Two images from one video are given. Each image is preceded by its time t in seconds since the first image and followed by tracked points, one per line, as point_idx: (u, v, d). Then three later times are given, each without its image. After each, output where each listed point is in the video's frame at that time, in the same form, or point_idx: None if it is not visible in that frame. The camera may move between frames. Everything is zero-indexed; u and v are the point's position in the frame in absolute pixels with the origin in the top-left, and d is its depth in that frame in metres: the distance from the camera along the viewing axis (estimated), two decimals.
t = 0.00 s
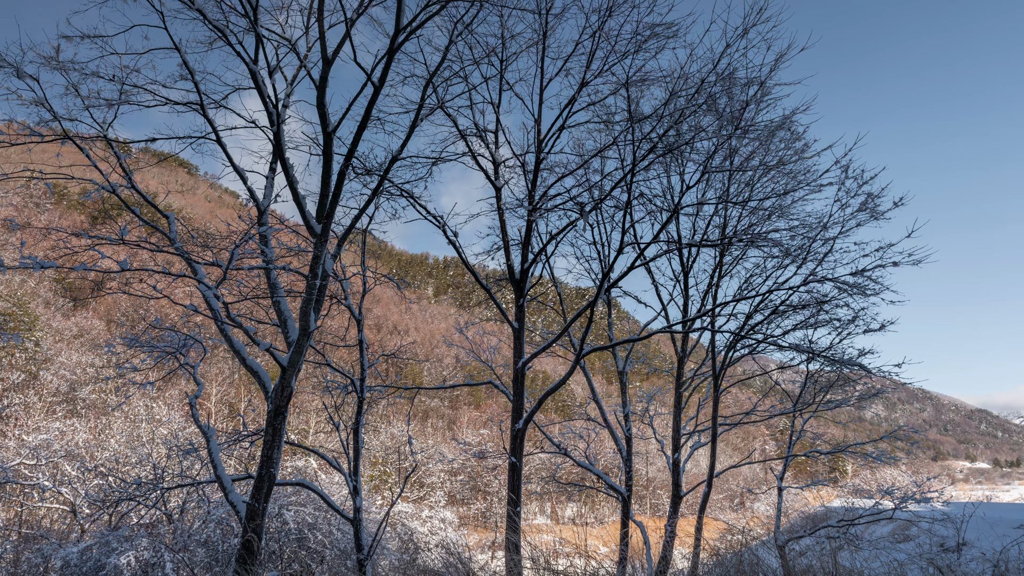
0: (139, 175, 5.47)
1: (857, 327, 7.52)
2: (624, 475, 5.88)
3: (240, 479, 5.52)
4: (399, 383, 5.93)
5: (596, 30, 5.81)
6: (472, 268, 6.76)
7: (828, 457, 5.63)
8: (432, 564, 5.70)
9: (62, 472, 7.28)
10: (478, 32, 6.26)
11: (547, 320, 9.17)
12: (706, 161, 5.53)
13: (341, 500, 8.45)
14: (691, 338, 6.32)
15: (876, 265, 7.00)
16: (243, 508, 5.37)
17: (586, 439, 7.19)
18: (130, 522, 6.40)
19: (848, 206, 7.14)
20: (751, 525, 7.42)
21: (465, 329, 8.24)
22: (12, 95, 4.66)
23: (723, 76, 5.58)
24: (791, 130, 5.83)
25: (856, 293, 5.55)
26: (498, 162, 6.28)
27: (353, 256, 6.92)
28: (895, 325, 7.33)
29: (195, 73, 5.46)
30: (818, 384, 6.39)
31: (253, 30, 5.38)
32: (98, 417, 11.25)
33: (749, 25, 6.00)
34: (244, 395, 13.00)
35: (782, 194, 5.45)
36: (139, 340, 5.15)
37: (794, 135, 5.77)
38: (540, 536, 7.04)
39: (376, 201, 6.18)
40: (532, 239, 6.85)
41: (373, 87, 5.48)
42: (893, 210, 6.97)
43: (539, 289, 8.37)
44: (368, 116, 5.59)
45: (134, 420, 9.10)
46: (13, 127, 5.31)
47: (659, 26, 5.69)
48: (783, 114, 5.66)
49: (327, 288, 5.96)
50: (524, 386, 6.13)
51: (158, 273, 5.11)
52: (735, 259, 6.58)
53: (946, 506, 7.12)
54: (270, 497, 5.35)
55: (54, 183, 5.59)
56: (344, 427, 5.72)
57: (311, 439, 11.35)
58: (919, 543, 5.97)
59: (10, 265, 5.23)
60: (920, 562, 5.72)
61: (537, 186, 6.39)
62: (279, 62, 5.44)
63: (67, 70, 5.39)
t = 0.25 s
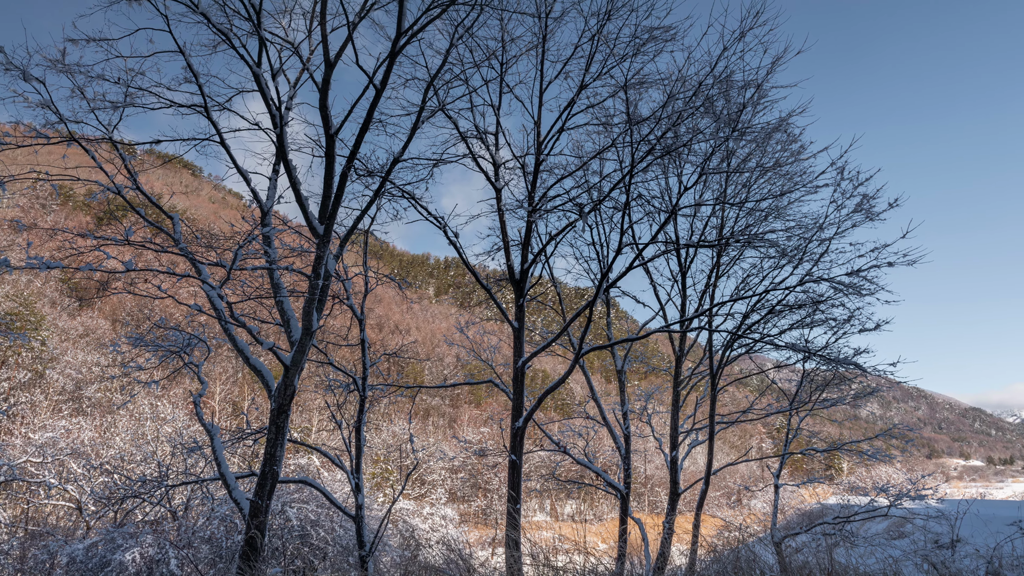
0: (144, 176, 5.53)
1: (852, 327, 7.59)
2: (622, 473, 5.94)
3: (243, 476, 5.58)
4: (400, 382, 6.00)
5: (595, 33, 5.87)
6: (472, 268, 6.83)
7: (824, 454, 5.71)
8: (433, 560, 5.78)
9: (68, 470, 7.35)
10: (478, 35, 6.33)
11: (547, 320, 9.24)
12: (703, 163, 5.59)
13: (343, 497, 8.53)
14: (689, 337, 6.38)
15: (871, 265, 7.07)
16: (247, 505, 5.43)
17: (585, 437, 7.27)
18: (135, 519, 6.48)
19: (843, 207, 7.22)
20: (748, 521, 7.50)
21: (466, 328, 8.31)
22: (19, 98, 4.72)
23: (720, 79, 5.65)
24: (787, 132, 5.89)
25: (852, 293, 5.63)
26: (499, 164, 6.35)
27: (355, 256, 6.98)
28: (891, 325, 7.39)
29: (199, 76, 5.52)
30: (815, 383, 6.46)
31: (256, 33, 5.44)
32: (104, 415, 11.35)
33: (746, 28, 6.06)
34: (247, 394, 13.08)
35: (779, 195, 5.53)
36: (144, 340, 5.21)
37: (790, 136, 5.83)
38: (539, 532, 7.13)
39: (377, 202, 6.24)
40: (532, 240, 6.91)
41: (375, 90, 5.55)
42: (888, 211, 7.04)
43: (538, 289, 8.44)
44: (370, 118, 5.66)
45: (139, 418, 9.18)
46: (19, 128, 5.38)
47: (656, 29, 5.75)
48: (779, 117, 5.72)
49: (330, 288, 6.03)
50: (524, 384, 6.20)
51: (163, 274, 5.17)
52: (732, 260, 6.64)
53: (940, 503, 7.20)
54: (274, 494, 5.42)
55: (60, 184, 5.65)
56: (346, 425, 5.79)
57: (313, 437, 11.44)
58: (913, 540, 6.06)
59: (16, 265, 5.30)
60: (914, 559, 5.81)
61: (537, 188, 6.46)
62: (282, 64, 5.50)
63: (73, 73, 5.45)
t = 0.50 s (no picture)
0: (148, 178, 5.60)
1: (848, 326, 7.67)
2: (621, 471, 6.01)
3: (247, 474, 5.65)
4: (402, 380, 6.07)
5: (594, 36, 5.93)
6: (472, 268, 6.90)
7: (820, 452, 5.78)
8: (434, 556, 5.86)
9: (73, 467, 7.43)
10: (479, 38, 6.40)
11: (546, 319, 9.32)
12: (701, 164, 5.66)
13: (345, 495, 8.61)
14: (687, 337, 6.45)
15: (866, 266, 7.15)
16: (251, 502, 5.51)
17: (585, 436, 7.35)
18: (140, 516, 6.55)
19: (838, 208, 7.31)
20: (745, 518, 7.59)
21: (466, 327, 8.39)
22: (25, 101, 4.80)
23: (717, 81, 5.72)
24: (783, 134, 5.97)
25: (848, 293, 5.71)
26: (499, 166, 6.42)
27: (357, 257, 7.05)
28: (886, 324, 7.47)
29: (203, 79, 5.59)
30: (811, 381, 6.53)
31: (260, 36, 5.51)
32: (109, 414, 11.43)
33: (744, 32, 6.13)
34: (251, 393, 13.16)
35: (775, 197, 5.60)
36: (149, 339, 5.28)
37: (787, 138, 5.91)
38: (539, 529, 7.21)
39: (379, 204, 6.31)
40: (532, 240, 6.98)
41: (377, 93, 5.62)
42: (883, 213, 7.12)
43: (538, 289, 8.51)
44: (371, 121, 5.72)
45: (144, 416, 9.26)
46: (26, 131, 5.46)
47: (655, 32, 5.82)
48: (775, 119, 5.79)
49: (332, 288, 6.10)
50: (524, 383, 6.27)
51: (168, 274, 5.24)
52: (729, 260, 6.71)
53: (935, 501, 7.28)
54: (277, 492, 5.49)
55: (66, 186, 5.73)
56: (348, 424, 5.86)
57: (315, 435, 11.52)
58: (908, 537, 6.14)
59: (23, 265, 5.36)
60: (909, 555, 5.89)
61: (537, 189, 6.53)
62: (285, 68, 5.57)
63: (79, 76, 5.52)
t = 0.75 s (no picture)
0: (153, 179, 5.67)
1: (844, 325, 7.74)
2: (620, 468, 6.07)
3: (249, 472, 5.72)
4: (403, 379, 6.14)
5: (593, 39, 5.99)
6: (473, 268, 6.97)
7: (816, 450, 5.85)
8: (435, 552, 5.93)
9: (79, 465, 7.50)
10: (479, 41, 6.46)
11: (546, 319, 9.39)
12: (698, 166, 5.72)
13: (347, 492, 8.68)
14: (684, 336, 6.52)
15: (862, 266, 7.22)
16: (254, 500, 5.58)
17: (584, 433, 7.42)
18: (145, 514, 6.62)
19: (834, 209, 7.40)
20: (742, 515, 7.67)
21: (467, 327, 8.47)
22: (32, 102, 4.86)
23: (715, 84, 5.78)
24: (780, 136, 6.03)
25: (844, 293, 5.78)
26: (499, 167, 6.48)
27: (358, 257, 7.12)
28: (881, 323, 7.55)
29: (206, 81, 5.65)
30: (807, 380, 6.59)
31: (263, 39, 5.57)
32: (115, 412, 11.52)
33: (741, 35, 6.19)
34: (254, 392, 13.24)
35: (772, 198, 5.67)
36: (154, 338, 5.34)
37: (783, 140, 5.97)
38: (539, 526, 7.29)
39: (381, 205, 6.38)
40: (532, 241, 7.05)
41: (379, 95, 5.68)
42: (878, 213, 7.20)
43: (538, 289, 8.58)
44: (373, 122, 5.78)
45: (148, 415, 9.33)
46: (32, 133, 5.53)
47: (653, 36, 5.88)
48: (772, 121, 5.85)
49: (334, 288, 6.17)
50: (524, 382, 6.33)
51: (172, 274, 5.29)
52: (726, 260, 6.78)
53: (929, 498, 7.36)
54: (279, 489, 5.56)
55: (71, 187, 5.79)
56: (350, 422, 5.93)
57: (317, 433, 11.59)
58: (903, 534, 6.21)
59: (29, 266, 5.43)
60: (904, 552, 5.97)
61: (537, 190, 6.59)
62: (288, 70, 5.63)
63: (84, 78, 5.58)
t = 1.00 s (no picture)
0: (158, 180, 5.74)
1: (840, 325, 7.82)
2: (618, 466, 6.15)
3: (253, 469, 5.79)
4: (404, 378, 6.21)
5: (592, 42, 6.05)
6: (473, 269, 7.04)
7: (812, 448, 5.93)
8: (436, 549, 6.02)
9: (84, 463, 7.57)
10: (480, 45, 6.54)
11: (545, 319, 9.47)
12: (696, 167, 5.79)
13: (349, 489, 8.76)
14: (683, 335, 6.59)
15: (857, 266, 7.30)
16: (257, 497, 5.65)
17: (583, 432, 7.50)
18: (150, 511, 6.69)
19: (831, 211, 7.50)
20: (739, 512, 7.76)
21: (468, 326, 8.55)
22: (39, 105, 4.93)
23: (712, 86, 5.85)
24: (777, 138, 6.09)
25: (839, 293, 5.85)
26: (499, 169, 6.56)
27: (361, 258, 7.20)
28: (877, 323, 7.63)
29: (210, 83, 5.72)
30: (804, 379, 6.66)
31: (266, 42, 5.64)
32: (120, 411, 11.59)
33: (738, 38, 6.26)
34: (257, 390, 13.32)
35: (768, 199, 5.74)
36: (159, 338, 5.41)
37: (780, 142, 6.04)
38: (538, 523, 7.37)
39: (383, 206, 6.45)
40: (531, 241, 7.12)
41: (381, 98, 5.75)
42: (873, 214, 7.28)
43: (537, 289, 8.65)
44: (375, 125, 5.85)
45: (153, 413, 9.41)
46: (38, 135, 5.61)
47: (651, 39, 5.94)
48: (769, 123, 5.92)
49: (337, 288, 6.24)
50: (524, 381, 6.40)
51: (177, 274, 5.36)
52: (724, 261, 6.85)
53: (924, 496, 7.43)
54: (283, 486, 5.63)
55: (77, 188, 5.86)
56: (352, 420, 6.01)
57: (319, 431, 11.68)
58: (898, 531, 6.29)
59: (35, 266, 5.50)
60: (899, 549, 6.05)
61: (536, 191, 6.66)
62: (291, 73, 5.70)
63: (90, 81, 5.65)
